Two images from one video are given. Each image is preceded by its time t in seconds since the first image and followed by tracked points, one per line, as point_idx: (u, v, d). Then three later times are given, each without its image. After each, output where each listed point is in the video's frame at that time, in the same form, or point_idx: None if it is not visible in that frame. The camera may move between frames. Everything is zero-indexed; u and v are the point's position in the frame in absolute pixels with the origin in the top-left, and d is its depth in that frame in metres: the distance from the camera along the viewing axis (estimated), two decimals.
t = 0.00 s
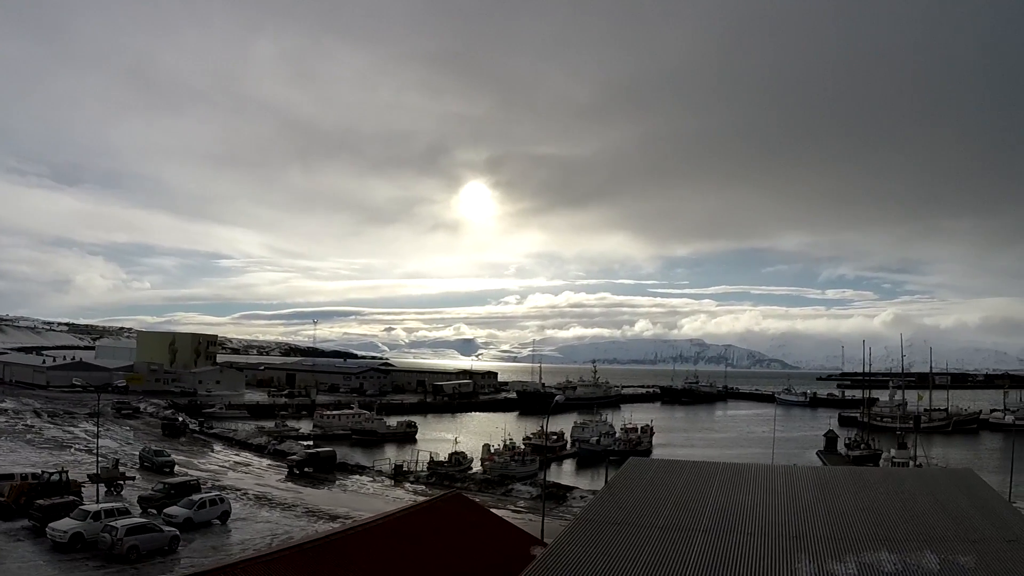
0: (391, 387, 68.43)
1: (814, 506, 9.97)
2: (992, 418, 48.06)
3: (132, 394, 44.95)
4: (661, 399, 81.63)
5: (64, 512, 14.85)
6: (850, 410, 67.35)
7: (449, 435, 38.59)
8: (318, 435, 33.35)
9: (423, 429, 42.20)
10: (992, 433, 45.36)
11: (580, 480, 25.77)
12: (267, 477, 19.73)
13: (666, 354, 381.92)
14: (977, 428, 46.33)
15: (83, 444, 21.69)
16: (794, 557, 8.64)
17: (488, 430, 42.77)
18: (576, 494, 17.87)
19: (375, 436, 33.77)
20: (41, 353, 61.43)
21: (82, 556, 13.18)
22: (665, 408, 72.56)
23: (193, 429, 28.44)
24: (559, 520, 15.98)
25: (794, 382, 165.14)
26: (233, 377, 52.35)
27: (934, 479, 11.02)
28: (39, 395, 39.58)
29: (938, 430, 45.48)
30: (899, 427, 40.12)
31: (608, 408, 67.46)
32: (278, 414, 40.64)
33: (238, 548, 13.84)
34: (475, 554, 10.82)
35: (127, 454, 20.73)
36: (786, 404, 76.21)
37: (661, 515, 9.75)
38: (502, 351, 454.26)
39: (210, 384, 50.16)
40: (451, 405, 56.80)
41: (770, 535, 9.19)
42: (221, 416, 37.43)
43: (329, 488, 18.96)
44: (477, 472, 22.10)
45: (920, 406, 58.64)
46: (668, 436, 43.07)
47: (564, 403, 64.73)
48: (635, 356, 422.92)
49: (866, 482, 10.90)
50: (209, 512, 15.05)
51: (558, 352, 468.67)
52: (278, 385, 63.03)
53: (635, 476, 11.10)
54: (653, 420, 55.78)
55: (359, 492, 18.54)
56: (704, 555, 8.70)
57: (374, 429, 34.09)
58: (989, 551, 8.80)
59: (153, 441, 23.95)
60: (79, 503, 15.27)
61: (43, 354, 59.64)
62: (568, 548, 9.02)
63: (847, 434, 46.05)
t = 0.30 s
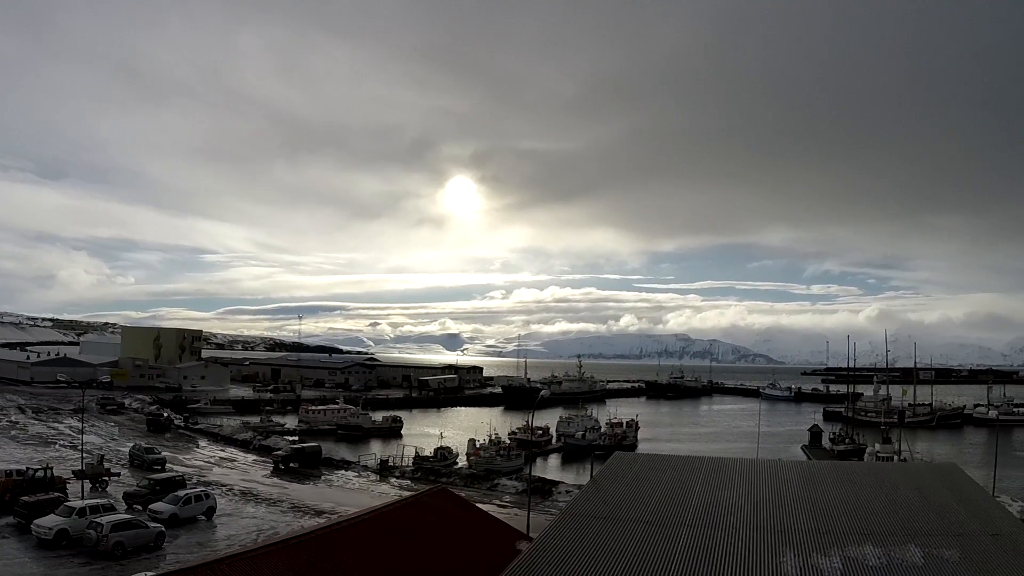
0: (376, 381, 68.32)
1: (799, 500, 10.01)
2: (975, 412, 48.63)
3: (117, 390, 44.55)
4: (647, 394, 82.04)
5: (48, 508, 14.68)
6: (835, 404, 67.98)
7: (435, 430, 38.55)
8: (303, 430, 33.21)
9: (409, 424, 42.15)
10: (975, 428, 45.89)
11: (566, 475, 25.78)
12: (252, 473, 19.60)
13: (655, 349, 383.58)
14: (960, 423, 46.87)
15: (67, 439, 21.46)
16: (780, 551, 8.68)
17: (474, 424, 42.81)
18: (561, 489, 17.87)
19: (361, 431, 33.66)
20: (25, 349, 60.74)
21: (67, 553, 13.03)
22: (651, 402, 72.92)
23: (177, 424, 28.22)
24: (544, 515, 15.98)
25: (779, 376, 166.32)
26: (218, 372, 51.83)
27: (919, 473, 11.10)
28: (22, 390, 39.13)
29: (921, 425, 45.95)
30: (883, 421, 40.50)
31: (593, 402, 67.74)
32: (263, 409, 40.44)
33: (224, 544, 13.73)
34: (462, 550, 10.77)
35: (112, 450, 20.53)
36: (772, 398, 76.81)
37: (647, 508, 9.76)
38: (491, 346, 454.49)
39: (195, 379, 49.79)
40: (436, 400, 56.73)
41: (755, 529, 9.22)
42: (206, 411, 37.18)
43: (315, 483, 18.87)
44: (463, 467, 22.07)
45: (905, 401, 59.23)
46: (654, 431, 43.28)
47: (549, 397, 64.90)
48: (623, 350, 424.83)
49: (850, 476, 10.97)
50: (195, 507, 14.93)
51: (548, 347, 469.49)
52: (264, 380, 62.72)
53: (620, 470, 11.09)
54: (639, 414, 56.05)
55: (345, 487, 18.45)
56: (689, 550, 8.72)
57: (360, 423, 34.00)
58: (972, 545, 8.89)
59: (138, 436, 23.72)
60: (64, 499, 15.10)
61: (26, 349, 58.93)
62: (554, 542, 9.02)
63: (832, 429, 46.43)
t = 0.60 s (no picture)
0: (366, 378, 68.27)
1: (789, 497, 10.02)
2: (965, 410, 48.87)
3: (107, 387, 44.35)
4: (637, 390, 82.25)
5: (39, 505, 14.59)
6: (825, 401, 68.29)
7: (425, 427, 38.56)
8: (293, 427, 33.14)
9: (399, 420, 42.13)
10: (965, 425, 46.14)
11: (556, 472, 25.76)
12: (242, 470, 19.52)
13: (648, 347, 384.36)
14: (950, 420, 47.08)
15: (58, 437, 21.35)
16: (769, 547, 8.70)
17: (464, 421, 42.83)
18: (552, 485, 17.86)
19: (351, 428, 33.61)
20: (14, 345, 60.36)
21: (58, 551, 12.95)
22: (641, 398, 73.20)
23: (168, 421, 28.10)
24: (534, 512, 15.96)
25: (770, 373, 167.01)
26: (208, 369, 51.80)
27: (909, 470, 11.14)
28: (11, 387, 38.92)
29: (911, 422, 46.17)
30: (874, 419, 40.64)
31: (582, 399, 67.91)
32: (253, 406, 40.35)
33: (214, 541, 13.66)
34: (454, 547, 10.74)
35: (102, 448, 20.41)
36: (762, 395, 77.18)
37: (637, 505, 9.75)
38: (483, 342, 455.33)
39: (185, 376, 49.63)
40: (426, 397, 56.71)
41: (745, 525, 9.24)
42: (196, 407, 37.07)
43: (306, 480, 18.82)
44: (454, 463, 22.03)
45: (894, 398, 59.54)
46: (645, 427, 43.38)
47: (539, 394, 65.00)
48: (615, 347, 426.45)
49: (841, 472, 11.00)
50: (185, 505, 14.86)
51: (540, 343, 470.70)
52: (253, 376, 62.60)
53: (610, 467, 11.08)
54: (630, 410, 56.23)
55: (335, 484, 18.39)
56: (679, 546, 8.73)
57: (349, 420, 33.94)
58: (961, 541, 8.94)
59: (129, 433, 23.62)
60: (54, 496, 15.00)
61: (16, 346, 58.55)
62: (544, 538, 9.01)
63: (823, 426, 46.62)
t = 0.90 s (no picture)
0: (349, 376, 67.99)
1: (772, 495, 10.05)
2: (947, 407, 49.32)
3: (89, 386, 43.92)
4: (620, 388, 82.57)
5: (20, 505, 14.41)
6: (808, 399, 68.82)
7: (408, 425, 38.47)
8: (276, 426, 32.95)
9: (382, 418, 42.02)
10: (946, 423, 46.63)
11: (539, 470, 25.74)
12: (225, 468, 19.39)
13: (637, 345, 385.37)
14: (932, 417, 47.51)
15: (39, 436, 21.08)
16: (753, 545, 8.71)
17: (447, 419, 42.77)
18: (535, 484, 17.84)
19: (334, 426, 33.47)
20: None
21: (40, 550, 12.79)
22: (625, 396, 73.46)
23: (150, 419, 27.85)
24: (517, 510, 15.96)
25: (755, 372, 168.09)
26: (191, 367, 51.43)
27: (891, 467, 11.19)
28: None
29: (893, 420, 46.60)
30: (856, 417, 40.96)
31: (565, 397, 68.05)
32: (236, 405, 40.10)
33: (197, 540, 13.54)
34: (438, 546, 10.70)
35: (85, 447, 20.21)
36: (745, 393, 77.64)
37: (620, 503, 9.73)
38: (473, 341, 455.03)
39: (167, 374, 49.24)
40: (410, 395, 56.62)
41: (728, 522, 9.25)
42: (178, 406, 36.77)
43: (289, 478, 18.71)
44: (437, 462, 21.97)
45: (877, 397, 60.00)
46: (629, 425, 43.48)
47: (522, 392, 65.09)
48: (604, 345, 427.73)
49: (823, 470, 11.04)
50: (168, 504, 14.72)
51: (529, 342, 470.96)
52: (236, 375, 62.20)
53: (594, 465, 11.06)
54: (613, 409, 56.38)
55: (318, 483, 18.29)
56: (662, 544, 8.72)
57: (332, 418, 33.79)
58: (944, 538, 8.99)
59: (111, 432, 23.40)
60: (36, 496, 14.82)
61: None
62: (527, 537, 8.97)
63: (806, 423, 46.92)
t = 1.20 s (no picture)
0: (335, 376, 67.82)
1: (757, 491, 10.10)
2: (931, 404, 49.76)
3: (74, 387, 43.55)
4: (605, 386, 82.90)
5: (5, 508, 14.25)
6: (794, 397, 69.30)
7: (394, 425, 38.40)
8: (261, 426, 32.81)
9: (368, 418, 41.94)
10: (931, 420, 46.95)
11: (525, 469, 25.76)
12: (211, 469, 19.27)
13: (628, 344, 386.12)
14: (917, 414, 47.93)
15: (23, 438, 20.87)
16: (739, 542, 8.73)
17: (433, 419, 42.72)
18: (521, 483, 17.82)
19: (320, 427, 33.36)
20: None
21: (25, 554, 12.64)
22: (610, 395, 73.70)
23: (134, 420, 27.67)
24: (503, 509, 15.96)
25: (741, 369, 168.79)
26: (176, 368, 51.14)
27: (876, 464, 11.23)
28: None
29: (879, 417, 46.87)
30: (841, 414, 41.26)
31: (551, 395, 68.20)
32: (221, 405, 39.92)
33: (184, 541, 13.45)
34: (424, 546, 10.66)
35: (70, 448, 20.04)
36: (730, 391, 78.06)
37: (606, 502, 9.73)
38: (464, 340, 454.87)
39: (152, 375, 48.94)
40: (395, 395, 56.52)
41: (714, 520, 9.26)
42: (163, 407, 36.57)
43: (274, 479, 18.63)
44: (423, 461, 21.93)
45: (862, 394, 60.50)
46: (615, 424, 43.58)
47: (508, 391, 65.18)
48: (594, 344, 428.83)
49: (808, 466, 11.08)
50: (154, 505, 14.60)
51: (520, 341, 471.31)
52: (221, 376, 61.90)
53: (580, 464, 11.05)
54: (599, 407, 56.57)
55: (304, 483, 18.21)
56: (648, 541, 8.73)
57: (318, 419, 33.68)
58: (928, 534, 9.04)
59: (96, 433, 23.21)
60: (21, 499, 14.66)
61: None
62: (513, 537, 8.92)
63: (792, 421, 47.21)
